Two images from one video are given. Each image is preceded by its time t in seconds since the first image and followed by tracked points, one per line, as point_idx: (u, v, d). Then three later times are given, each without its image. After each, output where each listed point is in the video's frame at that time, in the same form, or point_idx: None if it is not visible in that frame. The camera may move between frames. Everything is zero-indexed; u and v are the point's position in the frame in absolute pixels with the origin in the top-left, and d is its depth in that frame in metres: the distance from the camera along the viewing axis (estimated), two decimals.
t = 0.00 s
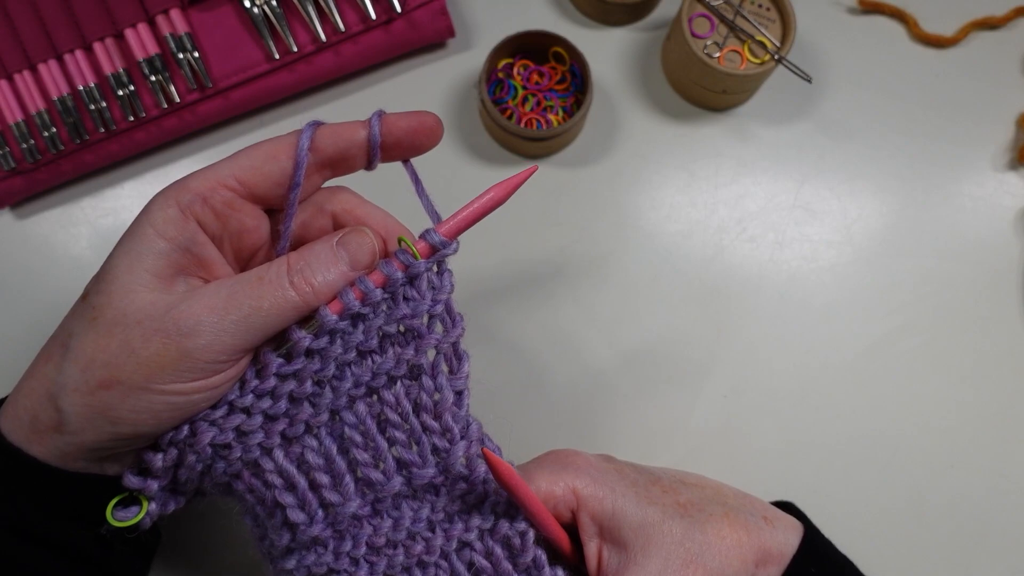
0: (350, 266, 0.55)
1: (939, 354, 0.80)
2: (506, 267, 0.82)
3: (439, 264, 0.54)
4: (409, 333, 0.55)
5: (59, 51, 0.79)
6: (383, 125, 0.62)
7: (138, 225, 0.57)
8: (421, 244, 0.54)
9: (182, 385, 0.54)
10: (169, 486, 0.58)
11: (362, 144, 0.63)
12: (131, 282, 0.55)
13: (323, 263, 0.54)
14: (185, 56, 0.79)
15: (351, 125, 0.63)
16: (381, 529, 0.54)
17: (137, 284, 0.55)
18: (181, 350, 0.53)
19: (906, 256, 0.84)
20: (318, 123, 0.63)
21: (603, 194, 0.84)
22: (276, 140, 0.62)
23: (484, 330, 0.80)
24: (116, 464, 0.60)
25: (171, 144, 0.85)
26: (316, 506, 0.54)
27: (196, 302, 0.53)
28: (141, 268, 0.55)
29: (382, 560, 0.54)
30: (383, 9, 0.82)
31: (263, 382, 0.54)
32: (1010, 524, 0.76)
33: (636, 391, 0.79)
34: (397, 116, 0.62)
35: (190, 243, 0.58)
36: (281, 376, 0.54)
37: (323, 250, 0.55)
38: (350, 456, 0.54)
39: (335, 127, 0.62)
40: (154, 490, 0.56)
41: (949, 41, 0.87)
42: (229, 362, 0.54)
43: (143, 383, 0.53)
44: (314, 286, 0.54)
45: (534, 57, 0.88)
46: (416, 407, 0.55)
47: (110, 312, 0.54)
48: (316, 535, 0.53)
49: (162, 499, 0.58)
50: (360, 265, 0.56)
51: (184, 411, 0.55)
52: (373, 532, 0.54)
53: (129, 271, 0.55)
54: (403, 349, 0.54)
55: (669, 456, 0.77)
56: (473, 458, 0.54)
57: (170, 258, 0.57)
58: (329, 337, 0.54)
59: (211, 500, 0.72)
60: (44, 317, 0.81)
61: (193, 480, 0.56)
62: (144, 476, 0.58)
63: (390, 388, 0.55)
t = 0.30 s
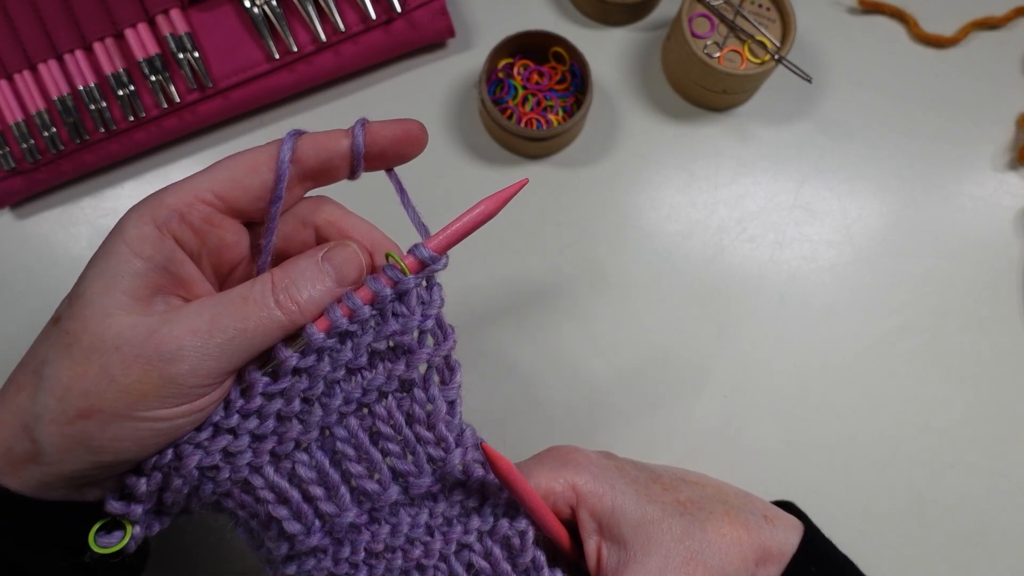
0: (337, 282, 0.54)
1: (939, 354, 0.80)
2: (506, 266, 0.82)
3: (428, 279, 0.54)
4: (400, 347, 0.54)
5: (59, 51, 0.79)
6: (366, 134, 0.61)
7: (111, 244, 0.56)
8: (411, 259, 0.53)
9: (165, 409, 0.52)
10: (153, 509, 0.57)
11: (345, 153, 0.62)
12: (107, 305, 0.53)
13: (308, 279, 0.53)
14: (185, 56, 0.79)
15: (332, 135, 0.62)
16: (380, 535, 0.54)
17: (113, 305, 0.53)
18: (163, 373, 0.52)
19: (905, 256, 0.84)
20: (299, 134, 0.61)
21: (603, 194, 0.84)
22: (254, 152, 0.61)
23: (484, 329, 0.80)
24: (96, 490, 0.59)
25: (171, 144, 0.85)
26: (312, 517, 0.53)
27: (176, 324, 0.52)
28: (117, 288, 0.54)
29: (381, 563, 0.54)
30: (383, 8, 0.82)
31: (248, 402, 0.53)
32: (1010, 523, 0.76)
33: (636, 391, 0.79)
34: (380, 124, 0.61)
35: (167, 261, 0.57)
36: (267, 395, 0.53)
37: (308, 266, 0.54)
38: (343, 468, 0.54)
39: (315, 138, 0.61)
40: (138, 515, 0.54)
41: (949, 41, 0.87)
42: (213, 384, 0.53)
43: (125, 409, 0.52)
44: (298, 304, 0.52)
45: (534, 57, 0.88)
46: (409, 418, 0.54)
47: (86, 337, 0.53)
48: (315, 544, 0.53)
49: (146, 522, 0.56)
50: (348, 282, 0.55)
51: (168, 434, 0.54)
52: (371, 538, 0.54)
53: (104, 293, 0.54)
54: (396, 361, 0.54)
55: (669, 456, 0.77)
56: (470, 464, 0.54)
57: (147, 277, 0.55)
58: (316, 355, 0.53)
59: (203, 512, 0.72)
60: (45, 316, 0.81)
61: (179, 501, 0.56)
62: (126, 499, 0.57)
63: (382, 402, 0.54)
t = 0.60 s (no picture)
0: (319, 263, 0.52)
1: (939, 354, 0.80)
2: (505, 267, 0.82)
3: (426, 268, 0.52)
4: (400, 343, 0.53)
5: (59, 51, 0.79)
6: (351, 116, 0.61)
7: (74, 248, 0.53)
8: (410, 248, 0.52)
9: (142, 423, 0.50)
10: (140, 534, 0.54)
11: (327, 139, 0.62)
12: (70, 318, 0.50)
13: (287, 264, 0.51)
14: (185, 56, 0.79)
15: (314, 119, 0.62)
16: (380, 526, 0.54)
17: (78, 316, 0.50)
18: (136, 384, 0.49)
19: (904, 256, 0.84)
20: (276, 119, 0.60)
21: (603, 194, 0.84)
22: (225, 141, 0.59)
23: (484, 329, 0.80)
24: (73, 520, 0.56)
25: (171, 144, 0.85)
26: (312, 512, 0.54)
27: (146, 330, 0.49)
28: (80, 298, 0.51)
29: (381, 550, 0.55)
30: (383, 8, 0.82)
31: (238, 411, 0.51)
32: (1010, 523, 0.76)
33: (637, 391, 0.79)
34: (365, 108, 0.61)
35: (138, 262, 0.55)
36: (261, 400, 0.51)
37: (287, 251, 0.52)
38: (342, 464, 0.54)
39: (294, 123, 0.61)
40: (121, 543, 0.51)
41: (949, 41, 0.87)
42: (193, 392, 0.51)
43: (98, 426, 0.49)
44: (277, 290, 0.51)
45: (534, 57, 0.88)
46: (412, 412, 0.54)
47: (47, 355, 0.50)
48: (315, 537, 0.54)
49: (134, 550, 0.53)
50: (331, 263, 0.53)
51: (146, 453, 0.51)
52: (371, 528, 0.54)
53: (65, 303, 0.51)
54: (398, 359, 0.53)
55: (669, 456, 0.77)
56: (473, 456, 0.55)
57: (114, 281, 0.53)
58: (310, 356, 0.51)
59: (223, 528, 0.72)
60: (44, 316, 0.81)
61: (171, 522, 0.54)
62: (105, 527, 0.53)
63: (382, 399, 0.54)
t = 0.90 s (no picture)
0: (336, 387, 0.50)
1: (938, 354, 0.81)
2: (506, 266, 0.82)
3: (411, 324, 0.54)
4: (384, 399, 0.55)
5: (60, 51, 0.79)
6: (326, 141, 0.60)
7: (34, 316, 0.52)
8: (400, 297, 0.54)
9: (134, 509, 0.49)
10: None
11: (301, 167, 0.61)
12: (49, 410, 0.49)
13: (302, 389, 0.49)
14: (185, 57, 0.79)
15: (286, 146, 0.61)
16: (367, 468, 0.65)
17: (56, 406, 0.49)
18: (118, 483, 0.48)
19: (904, 255, 0.84)
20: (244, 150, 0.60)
21: (604, 194, 0.85)
22: (191, 177, 0.58)
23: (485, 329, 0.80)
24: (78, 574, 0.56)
25: (172, 145, 0.85)
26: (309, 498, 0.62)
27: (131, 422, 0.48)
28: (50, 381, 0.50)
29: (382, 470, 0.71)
30: (384, 9, 0.82)
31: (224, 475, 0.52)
32: (1009, 522, 0.76)
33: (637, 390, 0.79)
34: (342, 132, 0.61)
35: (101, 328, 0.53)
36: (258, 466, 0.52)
37: (300, 374, 0.49)
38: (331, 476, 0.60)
39: (264, 152, 0.60)
40: None
41: (948, 41, 0.88)
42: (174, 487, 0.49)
43: (86, 523, 0.49)
44: (282, 418, 0.49)
45: (534, 57, 0.88)
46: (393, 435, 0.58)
47: (26, 446, 0.49)
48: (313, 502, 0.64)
49: None
50: (347, 385, 0.50)
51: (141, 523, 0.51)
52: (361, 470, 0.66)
53: (37, 388, 0.50)
54: (382, 416, 0.55)
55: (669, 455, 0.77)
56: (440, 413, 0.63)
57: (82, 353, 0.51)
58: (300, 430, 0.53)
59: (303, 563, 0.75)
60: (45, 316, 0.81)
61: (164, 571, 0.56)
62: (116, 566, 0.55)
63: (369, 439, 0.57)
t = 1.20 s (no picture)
0: (361, 369, 0.51)
1: (938, 354, 0.81)
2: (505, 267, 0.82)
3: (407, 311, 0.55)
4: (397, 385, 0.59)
5: (60, 51, 0.79)
6: (325, 131, 0.59)
7: (61, 346, 0.50)
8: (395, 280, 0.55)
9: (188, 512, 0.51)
10: None
11: (302, 157, 0.59)
12: (88, 433, 0.49)
13: (330, 380, 0.50)
14: (185, 57, 0.79)
15: (286, 138, 0.59)
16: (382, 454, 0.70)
17: (98, 427, 0.49)
18: (171, 492, 0.49)
19: (904, 255, 0.84)
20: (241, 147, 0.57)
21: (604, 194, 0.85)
22: (195, 183, 0.56)
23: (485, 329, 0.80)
24: None
25: (172, 145, 0.85)
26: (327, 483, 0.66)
27: (173, 437, 0.48)
28: (86, 404, 0.50)
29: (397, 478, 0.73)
30: (384, 8, 0.82)
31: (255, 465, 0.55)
32: (1008, 523, 0.76)
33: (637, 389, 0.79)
34: (340, 122, 0.59)
35: (130, 348, 0.52)
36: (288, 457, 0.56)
37: (325, 364, 0.50)
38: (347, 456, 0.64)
39: (264, 149, 0.58)
40: None
41: (948, 41, 0.88)
42: (222, 488, 0.51)
43: (140, 535, 0.50)
44: (317, 410, 0.49)
45: (534, 57, 0.88)
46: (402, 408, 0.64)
47: (71, 472, 0.49)
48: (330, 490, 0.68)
49: None
50: (371, 367, 0.51)
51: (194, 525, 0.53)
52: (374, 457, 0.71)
53: (73, 411, 0.50)
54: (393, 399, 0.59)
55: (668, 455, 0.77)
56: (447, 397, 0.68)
57: (114, 375, 0.51)
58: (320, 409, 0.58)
59: None
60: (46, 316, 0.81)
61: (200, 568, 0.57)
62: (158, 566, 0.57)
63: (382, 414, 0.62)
